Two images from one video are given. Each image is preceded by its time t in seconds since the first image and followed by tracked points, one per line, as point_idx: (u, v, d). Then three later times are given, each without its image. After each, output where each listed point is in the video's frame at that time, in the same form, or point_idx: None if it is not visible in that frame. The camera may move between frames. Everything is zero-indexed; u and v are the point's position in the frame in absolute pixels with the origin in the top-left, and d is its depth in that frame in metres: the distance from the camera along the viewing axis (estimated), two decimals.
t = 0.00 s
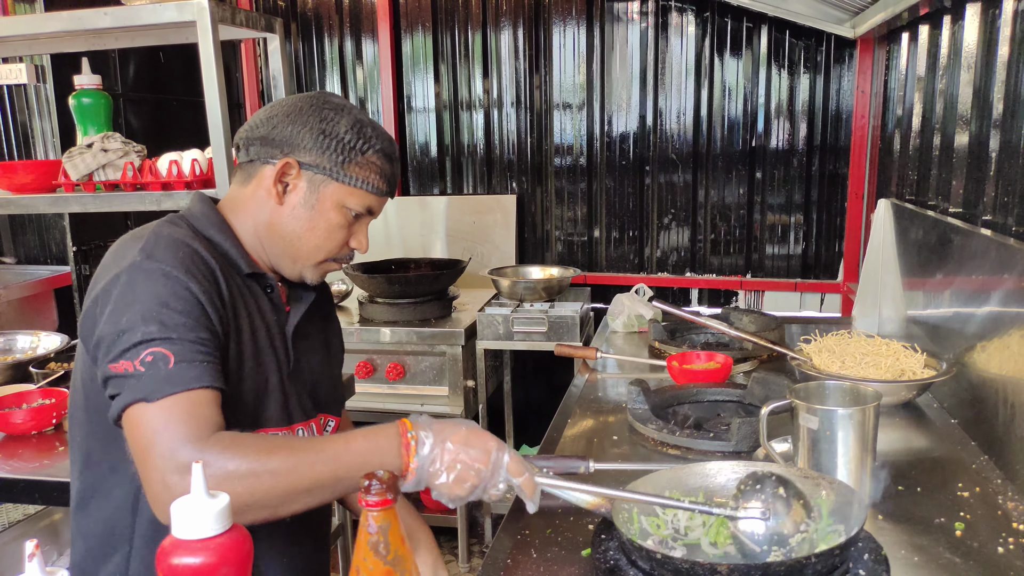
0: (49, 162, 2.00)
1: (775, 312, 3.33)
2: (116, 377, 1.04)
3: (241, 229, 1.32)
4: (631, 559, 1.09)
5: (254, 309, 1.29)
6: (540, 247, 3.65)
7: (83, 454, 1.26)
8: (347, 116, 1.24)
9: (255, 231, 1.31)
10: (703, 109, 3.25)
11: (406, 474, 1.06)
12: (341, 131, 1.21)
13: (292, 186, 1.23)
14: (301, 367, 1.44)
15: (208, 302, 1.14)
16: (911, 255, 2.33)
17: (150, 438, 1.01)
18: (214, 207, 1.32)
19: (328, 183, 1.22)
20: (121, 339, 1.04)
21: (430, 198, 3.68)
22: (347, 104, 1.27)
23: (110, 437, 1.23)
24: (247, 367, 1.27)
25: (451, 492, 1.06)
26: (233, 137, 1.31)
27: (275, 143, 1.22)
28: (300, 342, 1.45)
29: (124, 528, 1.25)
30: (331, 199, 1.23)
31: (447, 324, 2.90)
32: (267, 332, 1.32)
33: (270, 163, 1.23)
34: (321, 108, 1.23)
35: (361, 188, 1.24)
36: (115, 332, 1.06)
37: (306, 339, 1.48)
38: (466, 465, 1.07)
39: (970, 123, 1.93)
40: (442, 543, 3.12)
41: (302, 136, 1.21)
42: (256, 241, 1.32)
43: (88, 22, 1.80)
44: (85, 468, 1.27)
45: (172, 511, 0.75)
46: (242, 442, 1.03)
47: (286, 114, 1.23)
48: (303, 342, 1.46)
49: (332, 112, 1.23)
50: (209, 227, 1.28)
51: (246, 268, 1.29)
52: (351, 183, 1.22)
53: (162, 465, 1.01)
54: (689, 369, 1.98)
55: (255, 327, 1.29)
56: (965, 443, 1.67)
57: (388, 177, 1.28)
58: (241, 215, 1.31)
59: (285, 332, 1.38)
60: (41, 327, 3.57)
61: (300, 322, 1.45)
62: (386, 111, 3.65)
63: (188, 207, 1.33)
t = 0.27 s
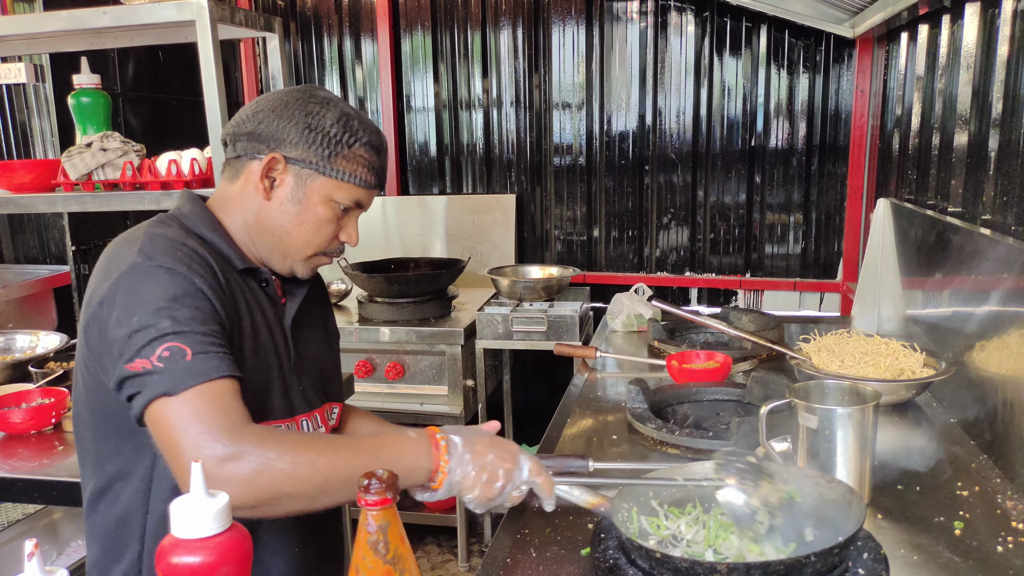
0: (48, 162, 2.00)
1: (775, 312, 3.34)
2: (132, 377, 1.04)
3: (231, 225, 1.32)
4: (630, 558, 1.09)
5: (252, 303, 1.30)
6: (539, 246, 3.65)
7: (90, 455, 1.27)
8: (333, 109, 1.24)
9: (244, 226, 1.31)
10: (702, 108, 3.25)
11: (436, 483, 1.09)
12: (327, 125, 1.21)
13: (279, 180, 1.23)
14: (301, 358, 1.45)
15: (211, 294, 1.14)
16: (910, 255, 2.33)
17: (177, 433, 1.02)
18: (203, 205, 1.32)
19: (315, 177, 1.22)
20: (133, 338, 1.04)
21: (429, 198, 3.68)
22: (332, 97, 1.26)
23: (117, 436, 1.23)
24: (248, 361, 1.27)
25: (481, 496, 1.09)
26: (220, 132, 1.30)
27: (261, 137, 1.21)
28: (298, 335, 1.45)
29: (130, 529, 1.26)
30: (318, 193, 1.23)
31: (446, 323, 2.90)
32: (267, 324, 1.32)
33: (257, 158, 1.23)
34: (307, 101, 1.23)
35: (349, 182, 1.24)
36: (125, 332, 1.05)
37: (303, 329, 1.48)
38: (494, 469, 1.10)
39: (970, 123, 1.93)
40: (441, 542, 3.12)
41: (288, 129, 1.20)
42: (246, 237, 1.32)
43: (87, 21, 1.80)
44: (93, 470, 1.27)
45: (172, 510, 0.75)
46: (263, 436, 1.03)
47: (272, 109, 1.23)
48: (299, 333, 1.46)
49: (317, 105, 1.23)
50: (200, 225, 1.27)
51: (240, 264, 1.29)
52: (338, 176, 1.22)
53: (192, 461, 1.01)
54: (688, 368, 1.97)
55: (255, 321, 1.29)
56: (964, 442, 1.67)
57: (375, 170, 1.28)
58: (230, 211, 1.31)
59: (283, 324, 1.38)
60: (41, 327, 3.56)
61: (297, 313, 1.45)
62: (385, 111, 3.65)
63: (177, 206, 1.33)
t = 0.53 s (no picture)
0: (48, 162, 2.00)
1: (775, 312, 3.34)
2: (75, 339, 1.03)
3: (236, 222, 1.33)
4: (630, 559, 1.09)
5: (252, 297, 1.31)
6: (539, 247, 3.65)
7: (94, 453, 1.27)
8: (332, 104, 1.24)
9: (248, 222, 1.31)
10: (702, 108, 3.25)
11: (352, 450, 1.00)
12: (324, 120, 1.21)
13: (280, 175, 1.23)
14: (309, 352, 1.45)
15: (179, 281, 1.13)
16: (910, 255, 2.33)
17: (85, 387, 0.95)
18: (208, 203, 1.32)
19: (315, 171, 1.22)
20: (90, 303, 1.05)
21: (429, 198, 3.69)
22: (331, 94, 1.27)
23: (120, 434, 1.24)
24: (249, 355, 1.28)
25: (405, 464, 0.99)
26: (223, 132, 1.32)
27: (261, 135, 1.23)
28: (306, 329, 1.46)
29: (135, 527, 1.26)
30: (319, 187, 1.23)
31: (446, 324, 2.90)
32: (268, 319, 1.34)
33: (258, 155, 1.24)
34: (305, 98, 1.23)
35: (348, 176, 1.24)
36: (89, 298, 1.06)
37: (310, 323, 1.48)
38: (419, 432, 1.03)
39: (970, 123, 1.93)
40: (441, 542, 3.12)
41: (287, 126, 1.21)
42: (250, 234, 1.33)
43: (87, 21, 1.80)
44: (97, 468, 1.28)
45: (171, 510, 0.75)
46: (159, 400, 0.96)
47: (272, 106, 1.24)
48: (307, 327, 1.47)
49: (316, 101, 1.23)
50: (204, 221, 1.29)
51: (245, 258, 1.31)
52: (338, 170, 1.22)
53: (84, 422, 0.93)
54: (688, 368, 1.95)
55: (254, 314, 1.31)
56: (964, 442, 1.67)
57: (375, 164, 1.27)
58: (234, 207, 1.32)
59: (287, 319, 1.39)
60: (40, 327, 3.56)
61: (303, 308, 1.46)
62: (385, 111, 3.65)
63: (183, 204, 1.34)
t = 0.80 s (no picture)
0: (49, 162, 2.01)
1: (775, 312, 3.33)
2: (103, 346, 1.01)
3: (232, 221, 1.33)
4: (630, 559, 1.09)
5: (252, 297, 1.29)
6: (540, 247, 3.65)
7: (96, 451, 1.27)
8: (324, 99, 1.24)
9: (244, 220, 1.32)
10: (703, 108, 3.25)
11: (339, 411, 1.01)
12: (316, 115, 1.21)
13: (274, 172, 1.24)
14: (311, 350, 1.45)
15: (199, 281, 1.14)
16: (911, 254, 2.33)
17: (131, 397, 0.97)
18: (205, 201, 1.32)
19: (308, 168, 1.22)
20: (110, 310, 1.03)
21: (429, 198, 3.69)
22: (322, 88, 1.26)
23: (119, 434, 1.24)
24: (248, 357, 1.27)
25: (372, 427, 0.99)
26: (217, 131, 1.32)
27: (254, 132, 1.22)
28: (308, 326, 1.45)
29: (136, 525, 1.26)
30: (313, 183, 1.23)
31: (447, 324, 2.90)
32: (269, 318, 1.33)
33: (252, 153, 1.23)
34: (297, 94, 1.23)
35: (342, 171, 1.23)
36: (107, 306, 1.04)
37: (312, 319, 1.48)
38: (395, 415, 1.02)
39: (970, 123, 1.93)
40: (441, 542, 3.12)
41: (280, 123, 1.21)
42: (247, 232, 1.33)
43: (87, 21, 1.80)
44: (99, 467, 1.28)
45: (172, 511, 0.75)
46: (220, 411, 0.99)
47: (264, 103, 1.23)
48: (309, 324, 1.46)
49: (308, 97, 1.23)
50: (202, 221, 1.27)
51: (242, 258, 1.29)
52: (332, 165, 1.22)
53: (147, 426, 0.96)
54: (688, 368, 1.93)
55: (255, 315, 1.29)
56: (964, 442, 1.67)
57: (369, 158, 1.27)
58: (230, 206, 1.32)
59: (286, 317, 1.38)
60: (40, 327, 3.56)
61: (303, 306, 1.46)
62: (385, 111, 3.66)
63: (180, 202, 1.33)
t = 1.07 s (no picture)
0: (49, 163, 2.01)
1: (776, 312, 3.34)
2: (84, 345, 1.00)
3: (229, 223, 1.32)
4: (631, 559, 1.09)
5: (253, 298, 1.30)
6: (540, 247, 3.65)
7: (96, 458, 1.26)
8: (322, 102, 1.24)
9: (241, 222, 1.31)
10: (703, 109, 3.25)
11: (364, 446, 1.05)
12: (315, 118, 1.21)
13: (272, 175, 1.23)
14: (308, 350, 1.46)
15: (194, 288, 1.12)
16: (911, 255, 2.33)
17: (110, 397, 0.96)
18: (201, 204, 1.31)
19: (306, 170, 1.22)
20: (100, 312, 1.02)
21: (429, 198, 3.69)
22: (321, 91, 1.26)
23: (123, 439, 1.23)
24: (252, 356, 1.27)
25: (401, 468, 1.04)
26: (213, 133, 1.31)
27: (251, 134, 1.22)
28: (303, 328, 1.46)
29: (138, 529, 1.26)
30: (311, 186, 1.23)
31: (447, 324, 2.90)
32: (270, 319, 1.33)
33: (249, 155, 1.23)
34: (294, 97, 1.23)
35: (339, 174, 1.24)
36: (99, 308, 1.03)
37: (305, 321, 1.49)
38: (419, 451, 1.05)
39: (970, 124, 1.93)
40: (441, 543, 3.12)
41: (277, 125, 1.21)
42: (244, 234, 1.33)
43: (88, 22, 1.80)
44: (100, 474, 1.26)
45: (172, 511, 0.75)
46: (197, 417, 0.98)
47: (261, 105, 1.23)
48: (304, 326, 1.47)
49: (306, 100, 1.23)
50: (201, 223, 1.27)
51: (242, 259, 1.29)
52: (329, 168, 1.22)
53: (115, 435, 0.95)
54: (689, 369, 1.93)
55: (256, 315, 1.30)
56: (964, 443, 1.67)
57: (366, 162, 1.28)
58: (228, 208, 1.31)
59: (285, 319, 1.38)
60: (41, 327, 3.56)
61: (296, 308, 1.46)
62: (385, 112, 3.66)
63: (176, 205, 1.33)
